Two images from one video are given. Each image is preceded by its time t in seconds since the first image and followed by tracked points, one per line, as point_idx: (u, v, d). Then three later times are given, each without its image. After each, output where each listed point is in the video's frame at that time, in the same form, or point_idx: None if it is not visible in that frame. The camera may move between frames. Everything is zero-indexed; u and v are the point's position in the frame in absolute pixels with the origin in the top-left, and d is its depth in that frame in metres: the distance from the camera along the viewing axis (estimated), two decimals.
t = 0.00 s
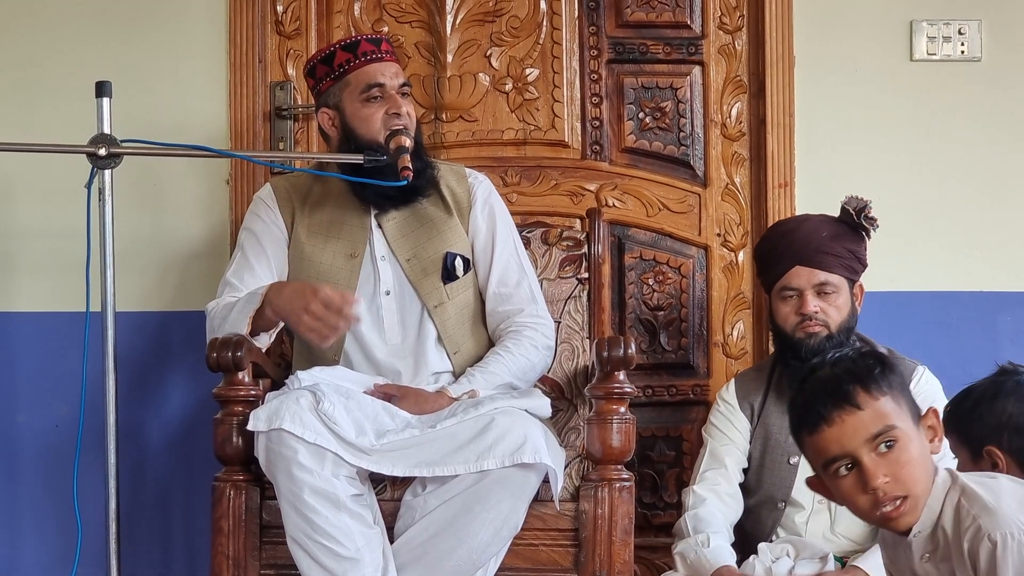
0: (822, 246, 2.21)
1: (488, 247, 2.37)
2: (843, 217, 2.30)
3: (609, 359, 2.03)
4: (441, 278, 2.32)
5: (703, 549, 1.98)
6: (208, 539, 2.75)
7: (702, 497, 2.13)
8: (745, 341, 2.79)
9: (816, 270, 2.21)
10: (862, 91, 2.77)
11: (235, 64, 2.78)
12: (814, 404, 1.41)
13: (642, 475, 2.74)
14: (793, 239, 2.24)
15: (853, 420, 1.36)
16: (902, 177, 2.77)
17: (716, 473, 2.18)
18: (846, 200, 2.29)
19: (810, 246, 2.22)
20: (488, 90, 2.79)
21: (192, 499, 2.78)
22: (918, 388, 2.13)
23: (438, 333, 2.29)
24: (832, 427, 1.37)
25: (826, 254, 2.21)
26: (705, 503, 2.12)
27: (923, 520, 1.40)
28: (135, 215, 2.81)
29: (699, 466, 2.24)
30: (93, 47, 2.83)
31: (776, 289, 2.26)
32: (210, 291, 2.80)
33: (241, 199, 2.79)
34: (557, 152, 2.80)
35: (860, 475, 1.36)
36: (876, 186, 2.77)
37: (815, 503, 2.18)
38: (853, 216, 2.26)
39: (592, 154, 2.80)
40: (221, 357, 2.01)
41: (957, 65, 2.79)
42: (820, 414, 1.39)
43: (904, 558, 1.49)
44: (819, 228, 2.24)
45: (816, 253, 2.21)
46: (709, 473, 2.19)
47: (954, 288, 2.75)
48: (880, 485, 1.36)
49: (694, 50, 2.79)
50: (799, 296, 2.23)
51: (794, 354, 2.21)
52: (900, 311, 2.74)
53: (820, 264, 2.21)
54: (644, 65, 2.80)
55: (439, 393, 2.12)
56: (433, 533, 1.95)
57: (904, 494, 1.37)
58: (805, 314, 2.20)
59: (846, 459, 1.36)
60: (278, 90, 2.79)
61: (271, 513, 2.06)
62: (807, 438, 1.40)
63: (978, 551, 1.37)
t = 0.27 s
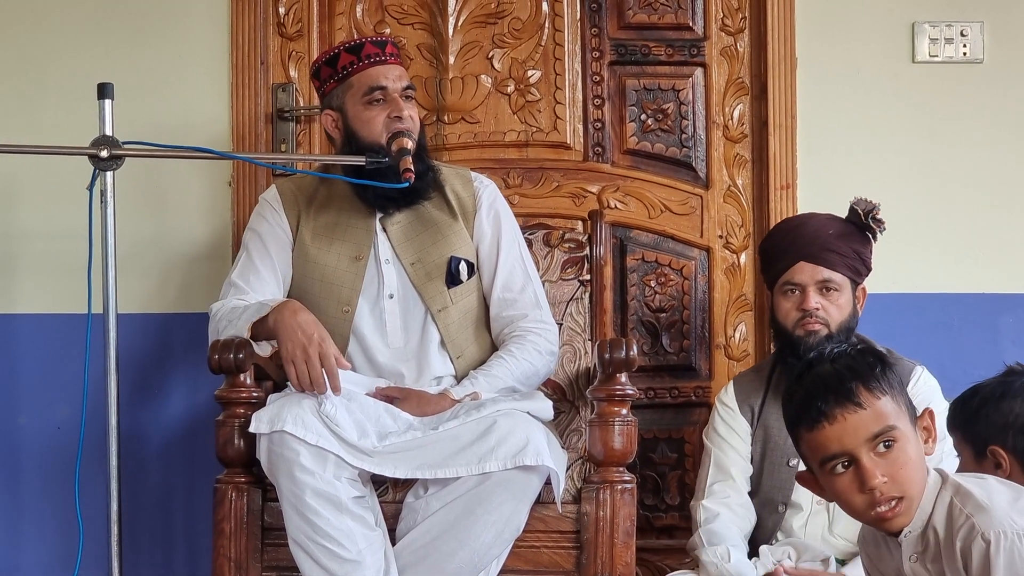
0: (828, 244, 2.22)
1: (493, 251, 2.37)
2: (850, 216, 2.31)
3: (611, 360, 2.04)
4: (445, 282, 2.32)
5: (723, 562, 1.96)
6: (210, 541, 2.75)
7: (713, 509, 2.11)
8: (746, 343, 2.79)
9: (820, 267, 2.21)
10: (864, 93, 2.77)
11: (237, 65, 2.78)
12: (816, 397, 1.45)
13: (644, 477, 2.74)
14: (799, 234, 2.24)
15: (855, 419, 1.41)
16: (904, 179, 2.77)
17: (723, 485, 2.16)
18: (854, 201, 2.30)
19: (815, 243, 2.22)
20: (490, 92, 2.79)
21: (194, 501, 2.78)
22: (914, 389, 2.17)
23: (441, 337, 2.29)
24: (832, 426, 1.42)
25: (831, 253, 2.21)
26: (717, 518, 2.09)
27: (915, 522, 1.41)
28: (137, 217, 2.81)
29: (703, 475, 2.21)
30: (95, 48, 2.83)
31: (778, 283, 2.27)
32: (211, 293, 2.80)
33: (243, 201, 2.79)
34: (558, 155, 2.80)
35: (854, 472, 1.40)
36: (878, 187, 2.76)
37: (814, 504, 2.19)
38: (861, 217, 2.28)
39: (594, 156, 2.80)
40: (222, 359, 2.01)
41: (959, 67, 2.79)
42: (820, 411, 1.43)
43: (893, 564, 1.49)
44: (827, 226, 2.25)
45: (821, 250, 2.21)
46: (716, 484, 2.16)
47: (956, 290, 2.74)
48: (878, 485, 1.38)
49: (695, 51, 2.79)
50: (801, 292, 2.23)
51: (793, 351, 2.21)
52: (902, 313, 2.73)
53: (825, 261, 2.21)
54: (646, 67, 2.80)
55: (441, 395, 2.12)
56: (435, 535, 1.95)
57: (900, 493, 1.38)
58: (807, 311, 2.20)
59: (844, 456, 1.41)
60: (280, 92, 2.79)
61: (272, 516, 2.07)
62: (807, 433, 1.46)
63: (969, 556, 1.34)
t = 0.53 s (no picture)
0: (844, 246, 2.21)
1: (496, 254, 2.37)
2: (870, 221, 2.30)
3: (612, 362, 2.03)
4: (448, 283, 2.32)
5: (728, 565, 1.97)
6: (211, 542, 2.75)
7: (714, 512, 2.09)
8: (748, 344, 2.79)
9: (836, 269, 2.21)
10: (865, 94, 2.77)
11: (238, 66, 2.78)
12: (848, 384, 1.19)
13: (645, 478, 2.74)
14: (818, 235, 2.24)
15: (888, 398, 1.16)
16: (905, 180, 2.77)
17: (726, 487, 2.14)
18: (876, 205, 2.27)
19: (832, 244, 2.22)
20: (491, 93, 2.79)
21: (195, 502, 2.78)
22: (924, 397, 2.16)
23: (444, 339, 2.29)
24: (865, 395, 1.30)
25: (847, 254, 2.21)
26: (718, 519, 2.08)
27: (942, 512, 1.18)
28: (138, 218, 2.81)
29: (705, 477, 2.20)
30: (96, 50, 2.83)
31: (794, 283, 2.26)
32: (212, 294, 2.80)
33: (245, 202, 2.79)
34: (560, 156, 2.80)
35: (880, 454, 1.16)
36: (879, 189, 2.76)
37: (817, 507, 2.17)
38: (881, 221, 2.26)
39: (595, 157, 2.80)
40: (223, 359, 2.01)
41: (961, 68, 2.79)
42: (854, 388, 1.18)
43: (915, 558, 1.24)
44: (846, 228, 2.24)
45: (837, 252, 2.21)
46: (718, 487, 2.15)
47: (957, 292, 2.74)
48: (906, 468, 1.15)
49: (697, 53, 2.79)
50: (817, 293, 2.23)
51: (803, 354, 2.21)
52: (904, 315, 2.73)
53: (841, 263, 2.20)
54: (647, 68, 2.79)
55: (442, 396, 2.12)
56: (436, 537, 1.95)
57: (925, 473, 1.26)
58: (821, 314, 2.20)
59: (876, 436, 1.16)
60: (281, 93, 2.79)
61: (273, 516, 2.07)
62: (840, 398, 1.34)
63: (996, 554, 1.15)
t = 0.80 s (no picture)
0: (860, 249, 2.21)
1: (502, 253, 2.37)
2: (887, 224, 2.31)
3: (614, 363, 2.03)
4: (453, 282, 2.32)
5: (742, 569, 1.95)
6: (213, 542, 2.75)
7: (722, 514, 2.10)
8: (750, 345, 2.78)
9: (853, 272, 2.20)
10: (867, 95, 2.77)
11: (240, 67, 2.78)
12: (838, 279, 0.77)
13: (647, 479, 2.74)
14: (835, 236, 2.24)
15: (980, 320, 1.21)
16: (906, 181, 2.77)
17: (732, 487, 2.15)
18: (893, 209, 2.29)
19: (846, 247, 2.21)
20: (493, 94, 2.79)
21: (197, 502, 2.78)
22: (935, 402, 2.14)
23: (447, 337, 2.29)
24: (952, 325, 1.22)
25: (865, 258, 2.20)
26: (726, 523, 2.09)
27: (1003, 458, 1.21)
28: (140, 218, 2.81)
29: (710, 477, 2.19)
30: (98, 51, 2.83)
31: (810, 285, 2.25)
32: (213, 294, 2.80)
33: (247, 202, 2.79)
34: (563, 156, 2.80)
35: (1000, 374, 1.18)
36: (880, 190, 2.76)
37: (824, 509, 2.17)
38: (898, 225, 2.26)
39: (598, 158, 2.80)
40: (225, 359, 2.01)
41: (963, 69, 2.79)
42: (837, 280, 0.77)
43: (963, 517, 1.27)
44: (863, 232, 2.24)
45: (854, 255, 2.20)
46: (724, 487, 2.15)
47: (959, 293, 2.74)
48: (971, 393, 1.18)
49: (699, 54, 2.79)
50: (832, 296, 2.23)
51: (818, 355, 2.21)
52: (905, 316, 2.73)
53: (857, 266, 2.20)
54: (649, 69, 2.80)
55: (444, 397, 2.12)
56: (438, 538, 1.95)
57: (988, 412, 1.18)
58: (837, 317, 2.20)
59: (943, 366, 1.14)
60: (283, 93, 2.79)
61: (275, 517, 2.06)
62: (927, 324, 1.26)
63: None
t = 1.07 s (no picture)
0: (863, 244, 2.21)
1: (508, 256, 2.36)
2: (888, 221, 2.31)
3: (616, 362, 2.04)
4: (457, 282, 2.32)
5: (750, 569, 1.97)
6: (214, 541, 2.75)
7: (724, 511, 2.11)
8: (751, 344, 2.78)
9: (856, 268, 2.20)
10: (868, 94, 2.77)
11: (242, 66, 2.78)
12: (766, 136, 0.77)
13: (648, 478, 2.74)
14: (837, 231, 2.24)
15: None
16: (908, 181, 2.77)
17: (734, 484, 2.14)
18: (893, 207, 2.30)
19: (848, 243, 2.22)
20: (495, 93, 2.79)
21: (198, 501, 2.78)
22: (937, 400, 2.14)
23: (450, 337, 2.29)
24: None
25: (867, 254, 2.21)
26: (730, 519, 2.10)
27: None
28: (141, 216, 2.81)
29: (711, 474, 2.19)
30: (99, 50, 2.83)
31: (812, 282, 2.25)
32: (215, 293, 2.80)
33: (248, 201, 2.79)
34: (565, 155, 2.80)
35: None
36: (881, 189, 2.76)
37: (824, 507, 2.17)
38: (900, 222, 2.27)
39: (599, 157, 2.80)
40: (227, 359, 2.02)
41: (964, 68, 2.79)
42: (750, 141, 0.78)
43: None
44: (866, 228, 2.24)
45: (856, 250, 2.20)
46: (726, 484, 2.15)
47: (962, 292, 2.74)
48: None
49: (700, 53, 2.79)
50: (835, 292, 2.22)
51: (821, 351, 2.20)
52: (907, 315, 2.73)
53: (859, 262, 2.20)
54: (651, 68, 2.80)
55: (445, 395, 2.12)
56: (440, 537, 1.95)
57: None
58: (839, 312, 2.19)
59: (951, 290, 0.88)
60: (285, 93, 2.79)
61: (277, 516, 2.06)
62: (1009, 281, 1.17)
63: None
